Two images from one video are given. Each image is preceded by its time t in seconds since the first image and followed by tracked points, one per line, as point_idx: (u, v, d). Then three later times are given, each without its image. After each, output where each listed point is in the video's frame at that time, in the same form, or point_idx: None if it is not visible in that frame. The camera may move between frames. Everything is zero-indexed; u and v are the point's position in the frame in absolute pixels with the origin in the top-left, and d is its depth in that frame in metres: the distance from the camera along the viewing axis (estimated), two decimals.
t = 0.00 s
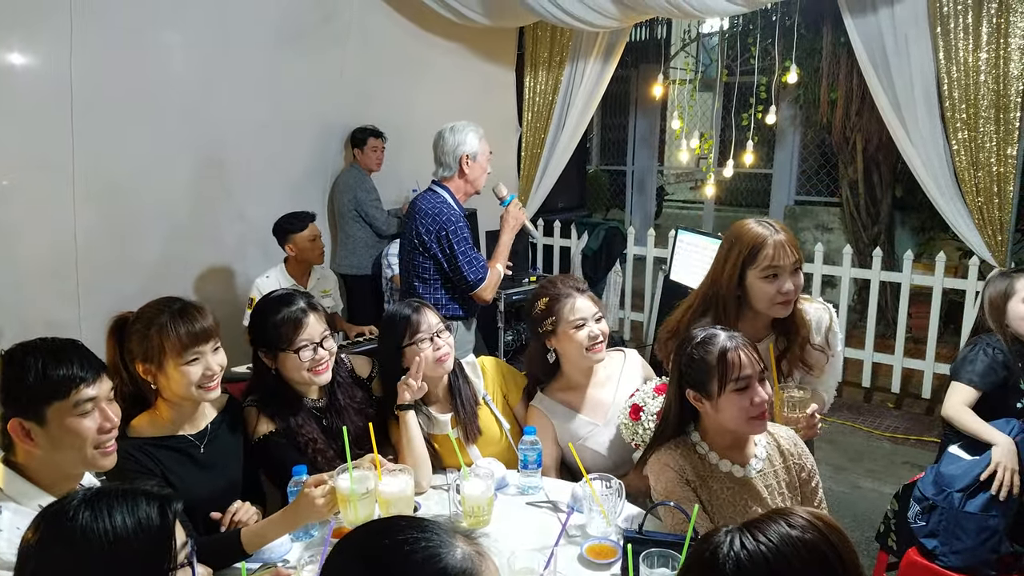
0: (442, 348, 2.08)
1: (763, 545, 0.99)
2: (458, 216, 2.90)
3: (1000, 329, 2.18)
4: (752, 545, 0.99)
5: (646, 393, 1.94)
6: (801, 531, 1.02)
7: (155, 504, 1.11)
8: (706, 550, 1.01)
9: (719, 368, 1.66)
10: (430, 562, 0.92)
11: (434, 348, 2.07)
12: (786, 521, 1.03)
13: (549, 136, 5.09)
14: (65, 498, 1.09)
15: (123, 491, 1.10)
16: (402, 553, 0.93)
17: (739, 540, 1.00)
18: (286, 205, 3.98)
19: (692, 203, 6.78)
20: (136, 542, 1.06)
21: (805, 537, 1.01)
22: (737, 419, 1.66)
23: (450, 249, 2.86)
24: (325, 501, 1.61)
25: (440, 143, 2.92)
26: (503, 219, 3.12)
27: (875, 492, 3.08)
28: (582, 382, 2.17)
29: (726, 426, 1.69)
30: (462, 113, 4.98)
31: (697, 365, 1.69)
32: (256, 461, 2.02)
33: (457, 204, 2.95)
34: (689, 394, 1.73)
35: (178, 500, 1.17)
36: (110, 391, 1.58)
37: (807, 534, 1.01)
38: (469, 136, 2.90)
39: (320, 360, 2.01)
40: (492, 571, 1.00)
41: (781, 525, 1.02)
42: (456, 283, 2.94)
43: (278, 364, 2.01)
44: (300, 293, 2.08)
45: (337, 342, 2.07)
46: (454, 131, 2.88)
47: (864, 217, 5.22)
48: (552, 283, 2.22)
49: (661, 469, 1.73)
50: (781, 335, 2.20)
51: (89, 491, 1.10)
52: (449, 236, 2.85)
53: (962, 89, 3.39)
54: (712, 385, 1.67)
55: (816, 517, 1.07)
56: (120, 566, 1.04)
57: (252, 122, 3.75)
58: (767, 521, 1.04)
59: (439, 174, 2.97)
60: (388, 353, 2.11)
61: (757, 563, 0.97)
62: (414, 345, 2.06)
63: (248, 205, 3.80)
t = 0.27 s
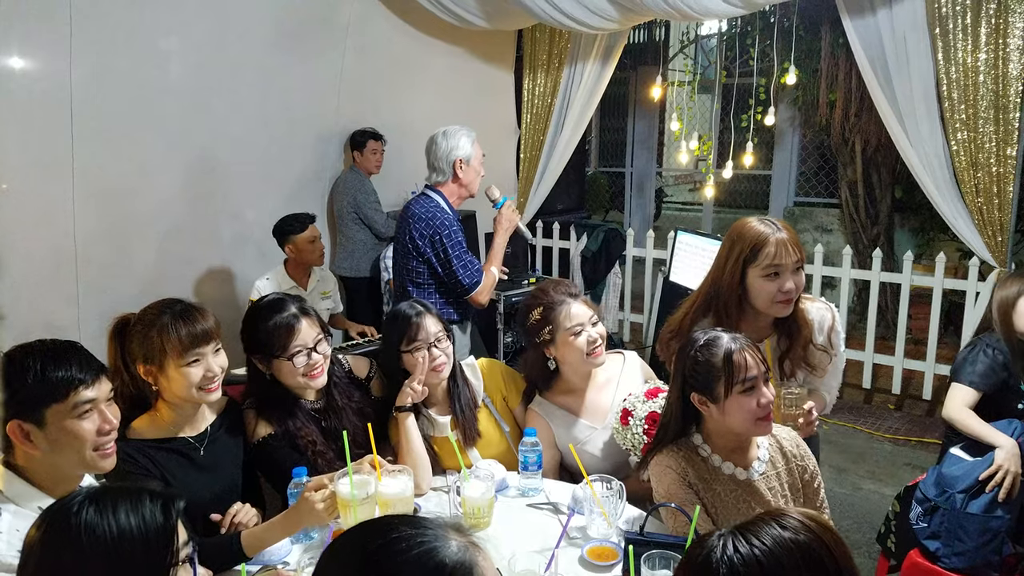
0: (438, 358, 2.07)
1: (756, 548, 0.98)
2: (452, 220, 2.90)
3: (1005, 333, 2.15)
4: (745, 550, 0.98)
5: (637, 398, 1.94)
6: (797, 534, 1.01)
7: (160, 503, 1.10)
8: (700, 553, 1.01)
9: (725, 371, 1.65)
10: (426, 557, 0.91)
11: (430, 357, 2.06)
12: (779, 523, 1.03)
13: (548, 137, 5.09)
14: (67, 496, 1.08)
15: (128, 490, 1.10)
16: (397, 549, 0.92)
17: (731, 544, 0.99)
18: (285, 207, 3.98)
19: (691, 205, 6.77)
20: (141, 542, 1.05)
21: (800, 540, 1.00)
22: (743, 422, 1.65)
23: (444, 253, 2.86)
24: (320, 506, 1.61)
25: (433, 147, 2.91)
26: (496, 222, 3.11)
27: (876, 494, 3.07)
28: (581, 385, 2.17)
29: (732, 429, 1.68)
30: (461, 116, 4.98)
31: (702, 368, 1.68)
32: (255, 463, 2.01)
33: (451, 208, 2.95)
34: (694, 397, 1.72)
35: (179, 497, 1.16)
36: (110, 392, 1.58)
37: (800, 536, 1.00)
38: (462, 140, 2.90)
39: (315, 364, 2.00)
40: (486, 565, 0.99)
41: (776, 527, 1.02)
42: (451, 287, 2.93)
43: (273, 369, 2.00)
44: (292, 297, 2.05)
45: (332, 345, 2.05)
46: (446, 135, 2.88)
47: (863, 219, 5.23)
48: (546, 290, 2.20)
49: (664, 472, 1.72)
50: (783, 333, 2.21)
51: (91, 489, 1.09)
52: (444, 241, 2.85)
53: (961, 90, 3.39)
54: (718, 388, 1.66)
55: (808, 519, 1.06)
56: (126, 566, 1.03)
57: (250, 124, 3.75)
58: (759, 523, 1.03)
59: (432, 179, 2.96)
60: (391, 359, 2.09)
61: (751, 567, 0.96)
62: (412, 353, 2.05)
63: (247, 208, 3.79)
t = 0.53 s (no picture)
0: (442, 356, 2.06)
1: (770, 547, 0.98)
2: (444, 229, 2.90)
3: (1004, 336, 2.16)
4: (760, 550, 0.98)
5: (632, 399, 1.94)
6: (810, 534, 1.01)
7: (163, 502, 1.10)
8: (713, 553, 1.00)
9: (727, 378, 1.65)
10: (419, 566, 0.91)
11: (434, 354, 2.05)
12: (794, 523, 1.03)
13: (548, 141, 5.09)
14: (69, 496, 1.07)
15: (133, 488, 1.10)
16: (390, 558, 0.91)
17: (745, 543, 0.99)
18: (284, 210, 3.98)
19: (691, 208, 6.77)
20: (142, 540, 1.05)
21: (812, 539, 1.00)
22: (748, 429, 1.65)
23: (436, 263, 2.86)
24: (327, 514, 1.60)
25: (423, 156, 2.90)
26: (488, 227, 3.12)
27: (877, 497, 3.07)
28: (581, 389, 2.17)
29: (736, 435, 1.68)
30: (461, 119, 4.99)
31: (704, 374, 1.68)
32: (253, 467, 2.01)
33: (443, 216, 2.95)
34: (697, 405, 1.72)
35: (183, 498, 1.16)
36: (108, 395, 1.57)
37: (815, 536, 1.00)
38: (452, 148, 2.90)
39: (309, 369, 1.99)
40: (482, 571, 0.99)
41: (790, 527, 1.02)
42: (444, 295, 2.94)
43: (267, 374, 1.99)
44: (284, 303, 2.04)
45: (325, 349, 2.04)
46: (437, 145, 2.88)
47: (863, 222, 5.23)
48: (546, 292, 2.20)
49: (667, 475, 1.72)
50: (783, 335, 2.21)
51: (94, 489, 1.09)
52: (436, 250, 2.85)
53: (960, 93, 3.40)
54: (720, 395, 1.66)
55: (823, 519, 1.06)
56: (127, 566, 1.03)
57: (250, 128, 3.75)
58: (773, 523, 1.03)
59: (423, 188, 2.95)
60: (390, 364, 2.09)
61: (765, 566, 0.96)
62: (415, 352, 2.04)
63: (247, 211, 3.79)
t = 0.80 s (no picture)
0: (437, 359, 2.07)
1: (777, 545, 0.98)
2: (439, 223, 2.90)
3: (990, 333, 2.17)
4: (765, 547, 0.98)
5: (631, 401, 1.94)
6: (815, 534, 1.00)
7: (162, 503, 1.10)
8: (719, 553, 1.01)
9: (729, 377, 1.65)
10: None
11: (428, 358, 2.05)
12: (800, 523, 1.02)
13: (547, 143, 5.10)
14: (70, 496, 1.08)
15: (132, 489, 1.10)
16: None
17: (750, 541, 1.00)
18: (283, 213, 3.98)
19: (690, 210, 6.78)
20: (140, 541, 1.05)
21: (818, 538, 0.99)
22: (749, 428, 1.65)
23: (432, 258, 2.85)
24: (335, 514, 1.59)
25: (418, 150, 2.92)
26: (483, 224, 3.11)
27: (876, 499, 3.07)
28: (580, 390, 2.17)
29: (738, 435, 1.68)
30: (460, 122, 5.00)
31: (707, 373, 1.69)
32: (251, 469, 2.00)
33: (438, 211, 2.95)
34: (699, 402, 1.72)
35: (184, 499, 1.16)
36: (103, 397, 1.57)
37: (821, 535, 1.00)
38: (447, 142, 2.91)
39: (304, 370, 1.98)
40: None
41: (797, 527, 1.01)
42: (439, 291, 2.93)
43: (262, 376, 1.98)
44: (278, 305, 2.04)
45: (320, 350, 2.03)
46: (432, 138, 2.89)
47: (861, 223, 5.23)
48: (546, 293, 2.20)
49: (670, 473, 1.72)
50: (782, 337, 2.20)
51: (93, 489, 1.09)
52: (431, 245, 2.84)
53: (958, 95, 3.40)
54: (722, 394, 1.66)
55: (831, 520, 1.06)
56: (124, 566, 1.03)
57: (248, 130, 3.75)
58: (780, 523, 1.03)
59: (419, 183, 2.96)
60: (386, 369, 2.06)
61: (771, 565, 0.96)
62: (409, 356, 2.03)
63: (245, 214, 3.79)
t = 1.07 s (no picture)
0: (432, 364, 2.05)
1: (766, 554, 0.95)
2: (437, 223, 2.89)
3: (984, 332, 2.17)
4: (754, 556, 0.95)
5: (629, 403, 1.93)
6: (808, 542, 0.98)
7: (158, 505, 1.09)
8: (707, 560, 0.99)
9: (733, 374, 1.64)
10: None
11: (424, 364, 2.04)
12: (791, 532, 1.00)
13: (545, 146, 5.10)
14: (63, 500, 1.07)
15: (127, 492, 1.09)
16: None
17: (739, 549, 0.97)
18: (282, 216, 3.98)
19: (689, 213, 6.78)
20: (138, 545, 1.04)
21: (811, 549, 0.96)
22: (751, 427, 1.64)
23: (431, 258, 2.84)
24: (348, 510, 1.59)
25: (417, 150, 2.92)
26: (481, 225, 3.10)
27: (876, 502, 3.06)
28: (581, 392, 2.16)
29: (738, 434, 1.67)
30: (458, 125, 5.00)
31: (710, 369, 1.68)
32: (250, 472, 2.00)
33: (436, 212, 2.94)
34: (701, 399, 1.72)
35: (178, 502, 1.14)
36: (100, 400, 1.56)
37: (812, 544, 0.97)
38: (446, 142, 2.91)
39: (303, 372, 1.97)
40: None
41: (788, 535, 0.99)
42: (438, 292, 2.92)
43: (261, 378, 1.97)
44: (276, 306, 2.04)
45: (319, 352, 2.03)
46: (431, 138, 2.88)
47: (861, 226, 5.16)
48: (549, 293, 2.20)
49: (672, 473, 1.72)
50: (783, 338, 2.20)
51: (89, 492, 1.08)
52: (431, 246, 2.83)
53: (956, 98, 3.40)
54: (725, 391, 1.66)
55: (822, 529, 1.03)
56: (123, 568, 1.02)
57: (247, 134, 3.75)
58: (770, 531, 1.00)
59: (418, 183, 2.96)
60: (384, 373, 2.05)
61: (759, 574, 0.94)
62: (405, 363, 2.02)
63: (244, 216, 3.79)
